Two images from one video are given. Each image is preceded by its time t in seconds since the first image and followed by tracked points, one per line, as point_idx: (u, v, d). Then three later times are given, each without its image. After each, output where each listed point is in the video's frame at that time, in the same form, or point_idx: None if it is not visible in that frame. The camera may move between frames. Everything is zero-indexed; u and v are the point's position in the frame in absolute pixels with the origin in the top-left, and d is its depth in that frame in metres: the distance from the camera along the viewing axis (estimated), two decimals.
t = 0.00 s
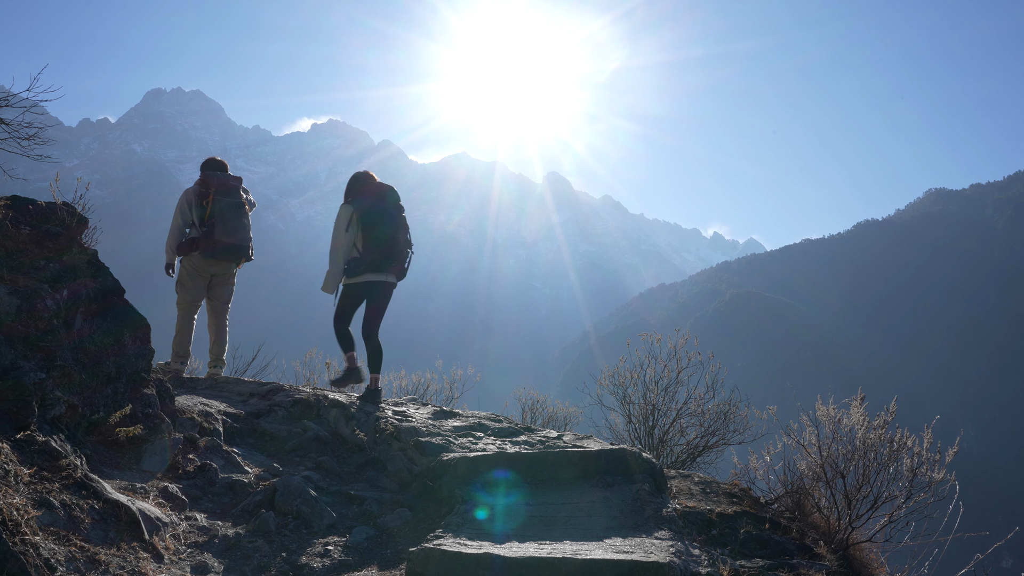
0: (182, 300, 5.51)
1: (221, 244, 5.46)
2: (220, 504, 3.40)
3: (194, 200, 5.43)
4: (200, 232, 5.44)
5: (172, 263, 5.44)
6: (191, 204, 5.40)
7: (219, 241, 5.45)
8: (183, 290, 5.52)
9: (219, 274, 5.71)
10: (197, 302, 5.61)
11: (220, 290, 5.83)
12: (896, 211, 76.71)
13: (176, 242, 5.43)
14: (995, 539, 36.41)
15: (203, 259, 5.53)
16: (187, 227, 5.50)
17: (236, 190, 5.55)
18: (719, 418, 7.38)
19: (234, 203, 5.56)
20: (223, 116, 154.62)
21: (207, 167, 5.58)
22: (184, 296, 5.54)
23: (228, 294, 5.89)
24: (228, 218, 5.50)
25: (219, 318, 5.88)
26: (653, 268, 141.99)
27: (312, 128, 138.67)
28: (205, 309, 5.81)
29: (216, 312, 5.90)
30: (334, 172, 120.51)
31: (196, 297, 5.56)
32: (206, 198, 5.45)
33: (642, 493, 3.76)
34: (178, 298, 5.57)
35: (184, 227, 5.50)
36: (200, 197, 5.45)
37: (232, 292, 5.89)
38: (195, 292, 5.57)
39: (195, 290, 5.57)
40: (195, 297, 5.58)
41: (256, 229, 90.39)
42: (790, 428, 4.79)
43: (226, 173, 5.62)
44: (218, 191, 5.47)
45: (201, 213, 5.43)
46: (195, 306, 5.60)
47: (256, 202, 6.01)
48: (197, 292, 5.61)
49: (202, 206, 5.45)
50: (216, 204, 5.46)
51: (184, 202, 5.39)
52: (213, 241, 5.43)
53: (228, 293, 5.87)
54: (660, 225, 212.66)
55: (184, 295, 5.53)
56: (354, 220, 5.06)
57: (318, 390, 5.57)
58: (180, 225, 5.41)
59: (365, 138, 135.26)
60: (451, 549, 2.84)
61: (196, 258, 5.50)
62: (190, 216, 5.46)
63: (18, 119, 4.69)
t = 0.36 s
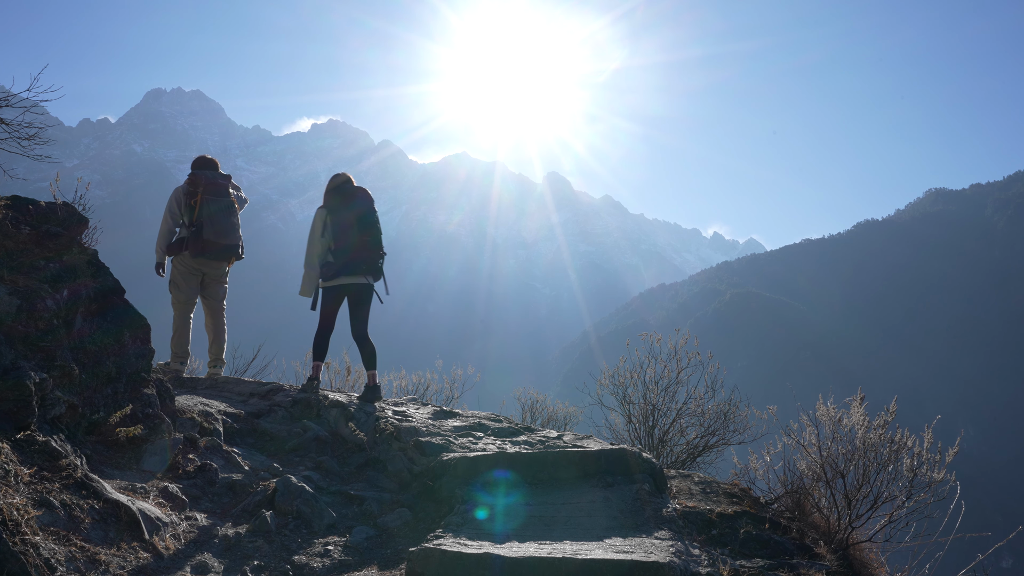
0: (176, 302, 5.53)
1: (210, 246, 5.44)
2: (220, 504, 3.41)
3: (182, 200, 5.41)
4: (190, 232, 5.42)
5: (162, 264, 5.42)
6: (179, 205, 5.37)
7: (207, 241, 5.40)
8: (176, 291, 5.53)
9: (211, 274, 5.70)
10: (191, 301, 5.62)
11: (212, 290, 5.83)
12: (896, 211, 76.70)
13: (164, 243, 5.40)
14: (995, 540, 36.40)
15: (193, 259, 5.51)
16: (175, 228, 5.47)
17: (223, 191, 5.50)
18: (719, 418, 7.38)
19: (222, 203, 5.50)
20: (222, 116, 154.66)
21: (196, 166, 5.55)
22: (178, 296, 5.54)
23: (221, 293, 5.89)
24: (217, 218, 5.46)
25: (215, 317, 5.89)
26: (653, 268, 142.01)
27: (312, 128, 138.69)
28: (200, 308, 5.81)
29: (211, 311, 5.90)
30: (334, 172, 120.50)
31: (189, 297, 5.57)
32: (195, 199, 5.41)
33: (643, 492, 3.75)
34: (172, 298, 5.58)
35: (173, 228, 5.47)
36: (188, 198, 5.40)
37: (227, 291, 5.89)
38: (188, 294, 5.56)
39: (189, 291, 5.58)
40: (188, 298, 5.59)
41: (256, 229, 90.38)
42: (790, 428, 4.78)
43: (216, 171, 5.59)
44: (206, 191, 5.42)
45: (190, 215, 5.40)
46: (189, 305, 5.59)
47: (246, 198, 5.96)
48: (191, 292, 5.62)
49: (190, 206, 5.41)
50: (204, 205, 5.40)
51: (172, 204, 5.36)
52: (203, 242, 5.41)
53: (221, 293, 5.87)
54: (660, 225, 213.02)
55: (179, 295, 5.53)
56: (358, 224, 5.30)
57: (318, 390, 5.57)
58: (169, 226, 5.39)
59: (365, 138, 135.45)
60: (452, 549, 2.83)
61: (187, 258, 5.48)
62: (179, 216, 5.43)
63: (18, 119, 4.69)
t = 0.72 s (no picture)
0: (172, 301, 5.52)
1: (205, 246, 5.44)
2: (219, 504, 3.40)
3: (177, 200, 5.43)
4: (184, 230, 5.42)
5: (157, 263, 5.42)
6: (172, 205, 5.39)
7: (201, 241, 5.40)
8: (173, 291, 5.53)
9: (207, 275, 5.71)
10: (189, 300, 5.62)
11: (209, 290, 5.82)
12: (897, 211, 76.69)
13: (160, 243, 5.43)
14: (995, 540, 36.42)
15: (187, 258, 5.52)
16: (171, 227, 5.50)
17: (220, 191, 5.50)
18: (719, 418, 7.38)
19: (218, 204, 5.49)
20: (222, 116, 154.80)
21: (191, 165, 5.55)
22: (175, 295, 5.54)
23: (219, 293, 5.90)
24: (211, 220, 5.46)
25: (213, 317, 5.88)
26: (652, 268, 142.09)
27: (312, 128, 138.85)
28: (197, 308, 5.81)
29: (210, 311, 5.91)
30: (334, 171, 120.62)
31: (185, 298, 5.57)
32: (189, 198, 5.41)
33: (643, 492, 3.75)
34: (169, 297, 5.59)
35: (168, 227, 5.48)
36: (182, 196, 5.42)
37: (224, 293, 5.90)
38: (185, 294, 5.57)
39: (186, 290, 5.59)
40: (185, 298, 5.58)
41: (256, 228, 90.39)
42: (790, 427, 4.78)
43: (210, 171, 5.59)
44: (201, 191, 5.41)
45: (184, 213, 5.42)
46: (187, 305, 5.60)
47: (242, 197, 5.95)
48: (187, 292, 5.62)
49: (184, 206, 5.43)
50: (199, 205, 5.41)
51: (166, 203, 5.37)
52: (197, 242, 5.41)
53: (218, 292, 5.87)
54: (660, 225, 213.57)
55: (175, 294, 5.53)
56: (359, 225, 5.51)
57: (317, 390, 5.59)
58: (163, 226, 5.39)
59: (365, 139, 135.56)
60: (452, 549, 2.84)
61: (182, 257, 5.48)
62: (175, 216, 5.45)
63: (18, 119, 4.69)
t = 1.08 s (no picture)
0: (172, 302, 5.52)
1: (204, 246, 5.43)
2: (220, 504, 3.40)
3: (176, 200, 5.43)
4: (183, 229, 5.43)
5: (157, 264, 5.42)
6: (172, 205, 5.40)
7: (200, 241, 5.40)
8: (173, 292, 5.54)
9: (206, 275, 5.70)
10: (188, 301, 5.62)
11: (208, 292, 5.82)
12: (897, 211, 76.68)
13: (161, 243, 5.45)
14: (996, 541, 36.40)
15: (186, 258, 5.52)
16: (170, 227, 5.51)
17: (219, 191, 5.50)
18: (719, 418, 7.38)
19: (216, 203, 5.49)
20: (222, 116, 154.97)
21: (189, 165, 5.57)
22: (174, 296, 5.54)
23: (219, 293, 5.89)
24: (209, 220, 5.46)
25: (214, 317, 5.90)
26: (653, 268, 142.13)
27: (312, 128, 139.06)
28: (197, 309, 5.82)
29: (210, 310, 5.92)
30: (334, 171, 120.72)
31: (185, 298, 5.56)
32: (188, 198, 5.42)
33: (643, 492, 3.76)
34: (169, 298, 5.59)
35: (167, 228, 5.49)
36: (181, 196, 5.43)
37: (224, 293, 5.89)
38: (184, 295, 5.57)
39: (186, 290, 5.59)
40: (186, 299, 5.59)
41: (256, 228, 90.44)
42: (790, 427, 4.78)
43: (209, 170, 5.59)
44: (199, 190, 5.41)
45: (183, 213, 5.43)
46: (187, 305, 5.59)
47: (242, 196, 5.95)
48: (187, 293, 5.62)
49: (182, 206, 5.43)
50: (197, 205, 5.40)
51: (165, 203, 5.38)
52: (196, 241, 5.41)
53: (218, 292, 5.87)
54: (660, 225, 213.95)
55: (175, 295, 5.53)
56: (358, 225, 5.47)
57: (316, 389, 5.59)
58: (162, 226, 5.40)
59: (365, 138, 135.56)
60: (452, 549, 2.84)
61: (182, 257, 5.48)
62: (173, 216, 5.47)
63: (18, 119, 4.68)
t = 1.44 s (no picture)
0: (172, 301, 5.51)
1: (204, 246, 5.42)
2: (220, 505, 3.40)
3: (178, 200, 5.44)
4: (184, 229, 5.43)
5: (160, 264, 5.44)
6: (174, 205, 5.41)
7: (200, 241, 5.39)
8: (174, 291, 5.53)
9: (207, 275, 5.69)
10: (190, 301, 5.62)
11: (210, 290, 5.81)
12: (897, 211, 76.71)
13: (162, 243, 5.46)
14: (996, 541, 36.41)
15: (188, 258, 5.51)
16: (172, 228, 5.51)
17: (221, 191, 5.49)
18: (720, 418, 7.37)
19: (217, 203, 5.47)
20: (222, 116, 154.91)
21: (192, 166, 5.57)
22: (176, 296, 5.54)
23: (221, 293, 5.88)
24: (210, 221, 5.44)
25: (215, 317, 5.88)
26: (653, 268, 142.17)
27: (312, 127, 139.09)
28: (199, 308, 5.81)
29: (211, 310, 5.91)
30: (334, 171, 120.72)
31: (186, 298, 5.55)
32: (189, 198, 5.43)
33: (643, 493, 3.75)
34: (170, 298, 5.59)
35: (170, 228, 5.50)
36: (184, 197, 5.43)
37: (226, 293, 5.88)
38: (185, 295, 5.56)
39: (186, 290, 5.57)
40: (187, 298, 5.58)
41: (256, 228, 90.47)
42: (791, 428, 4.77)
43: (211, 170, 5.58)
44: (200, 190, 5.41)
45: (186, 212, 5.43)
46: (188, 305, 5.59)
47: (245, 196, 5.94)
48: (188, 293, 5.61)
49: (185, 206, 5.44)
50: (198, 204, 5.40)
51: (167, 203, 5.39)
52: (196, 242, 5.40)
53: (220, 292, 5.85)
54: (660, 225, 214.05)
55: (176, 295, 5.53)
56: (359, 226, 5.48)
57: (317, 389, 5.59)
58: (165, 226, 5.41)
59: (365, 138, 135.53)
60: (452, 549, 2.83)
61: (183, 257, 5.48)
62: (175, 216, 5.47)
63: (17, 119, 4.67)
